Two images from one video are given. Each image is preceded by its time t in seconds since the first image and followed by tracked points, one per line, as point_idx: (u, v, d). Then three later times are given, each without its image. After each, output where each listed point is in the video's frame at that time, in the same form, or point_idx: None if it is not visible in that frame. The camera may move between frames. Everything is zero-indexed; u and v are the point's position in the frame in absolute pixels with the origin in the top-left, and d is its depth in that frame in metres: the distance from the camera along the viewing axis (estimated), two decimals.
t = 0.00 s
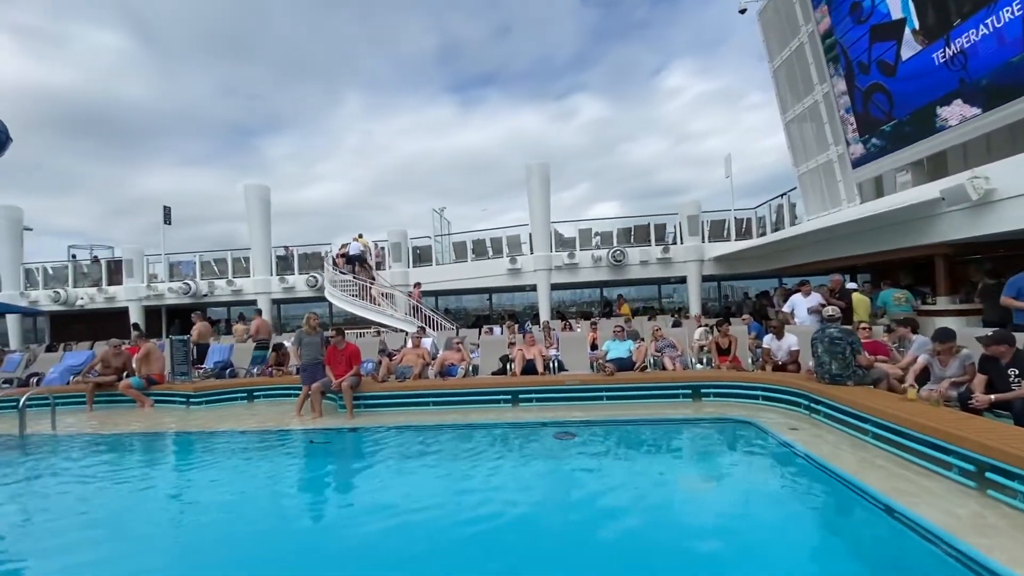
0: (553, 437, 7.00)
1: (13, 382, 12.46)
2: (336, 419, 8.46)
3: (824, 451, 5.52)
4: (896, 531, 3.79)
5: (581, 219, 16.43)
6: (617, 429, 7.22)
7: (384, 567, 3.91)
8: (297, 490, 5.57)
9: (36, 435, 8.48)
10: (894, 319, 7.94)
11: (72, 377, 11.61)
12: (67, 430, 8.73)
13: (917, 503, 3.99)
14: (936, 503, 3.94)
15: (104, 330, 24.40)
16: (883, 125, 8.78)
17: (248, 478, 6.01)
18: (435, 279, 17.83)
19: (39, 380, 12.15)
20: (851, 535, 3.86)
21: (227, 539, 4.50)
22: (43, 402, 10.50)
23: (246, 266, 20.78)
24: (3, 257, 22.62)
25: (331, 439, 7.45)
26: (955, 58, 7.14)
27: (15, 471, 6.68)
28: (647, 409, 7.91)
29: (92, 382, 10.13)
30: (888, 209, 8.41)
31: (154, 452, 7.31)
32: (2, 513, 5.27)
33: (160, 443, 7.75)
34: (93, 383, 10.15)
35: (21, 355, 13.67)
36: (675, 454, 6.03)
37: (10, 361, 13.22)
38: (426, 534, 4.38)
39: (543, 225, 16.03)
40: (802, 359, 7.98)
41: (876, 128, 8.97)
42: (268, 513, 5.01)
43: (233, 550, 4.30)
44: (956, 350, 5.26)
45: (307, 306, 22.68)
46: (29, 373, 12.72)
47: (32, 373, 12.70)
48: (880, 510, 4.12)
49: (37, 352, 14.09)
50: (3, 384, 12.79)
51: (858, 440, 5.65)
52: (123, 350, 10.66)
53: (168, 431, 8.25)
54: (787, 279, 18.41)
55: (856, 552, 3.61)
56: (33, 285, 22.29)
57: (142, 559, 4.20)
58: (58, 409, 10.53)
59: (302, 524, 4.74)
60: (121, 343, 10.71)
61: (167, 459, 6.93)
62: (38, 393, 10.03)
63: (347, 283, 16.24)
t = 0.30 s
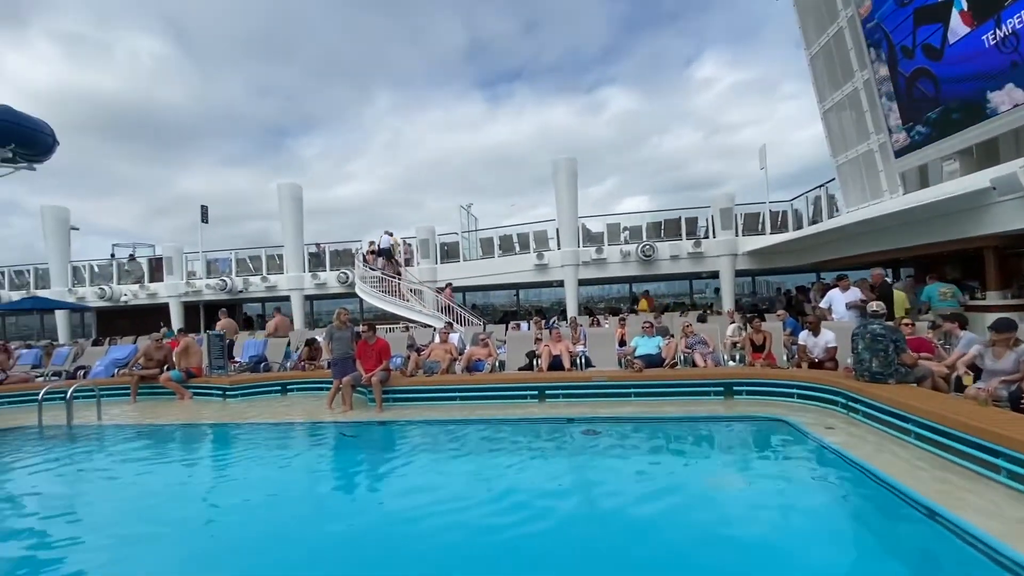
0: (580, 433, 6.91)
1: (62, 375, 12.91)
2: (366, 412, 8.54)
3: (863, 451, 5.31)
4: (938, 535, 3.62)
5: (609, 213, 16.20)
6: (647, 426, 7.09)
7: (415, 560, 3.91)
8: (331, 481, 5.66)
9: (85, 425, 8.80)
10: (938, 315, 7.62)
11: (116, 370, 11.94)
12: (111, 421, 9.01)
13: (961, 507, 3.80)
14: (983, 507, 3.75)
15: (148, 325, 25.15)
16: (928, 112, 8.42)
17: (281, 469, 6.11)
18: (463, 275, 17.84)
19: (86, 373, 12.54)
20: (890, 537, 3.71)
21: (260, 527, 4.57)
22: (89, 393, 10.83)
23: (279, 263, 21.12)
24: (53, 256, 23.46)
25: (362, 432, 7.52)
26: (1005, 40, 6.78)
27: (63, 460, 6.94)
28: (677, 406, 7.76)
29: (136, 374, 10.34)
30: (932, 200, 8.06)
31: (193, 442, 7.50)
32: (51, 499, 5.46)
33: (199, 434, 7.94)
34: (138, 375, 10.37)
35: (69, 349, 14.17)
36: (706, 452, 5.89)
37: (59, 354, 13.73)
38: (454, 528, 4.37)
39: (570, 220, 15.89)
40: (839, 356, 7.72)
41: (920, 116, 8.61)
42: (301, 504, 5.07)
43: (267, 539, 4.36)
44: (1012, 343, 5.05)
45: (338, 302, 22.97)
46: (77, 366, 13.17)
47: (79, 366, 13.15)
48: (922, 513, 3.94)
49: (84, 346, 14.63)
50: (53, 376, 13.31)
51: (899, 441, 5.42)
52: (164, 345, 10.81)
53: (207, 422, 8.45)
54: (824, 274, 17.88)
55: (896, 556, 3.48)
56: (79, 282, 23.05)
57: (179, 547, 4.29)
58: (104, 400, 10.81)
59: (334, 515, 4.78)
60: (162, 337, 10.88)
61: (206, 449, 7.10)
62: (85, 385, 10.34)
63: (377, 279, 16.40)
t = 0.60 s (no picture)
0: (608, 433, 6.76)
1: (111, 368, 13.35)
2: (395, 407, 8.59)
3: (904, 455, 5.06)
4: (985, 546, 3.42)
5: (640, 209, 15.94)
6: (677, 426, 6.91)
7: (444, 556, 3.84)
8: (361, 474, 5.70)
9: (131, 417, 9.09)
10: (989, 314, 7.24)
11: (161, 364, 12.27)
12: (155, 413, 9.28)
13: (1011, 517, 3.57)
14: None
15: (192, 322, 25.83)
16: (980, 99, 8.01)
17: (313, 462, 6.15)
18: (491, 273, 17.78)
19: (132, 367, 12.93)
20: (932, 546, 3.53)
21: (291, 518, 4.62)
22: (135, 387, 11.15)
23: (314, 261, 21.42)
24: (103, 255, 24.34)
25: (392, 427, 7.54)
26: None
27: (108, 450, 7.16)
28: (709, 406, 7.55)
29: (179, 369, 10.70)
30: (982, 192, 7.67)
31: (231, 435, 7.65)
32: (94, 488, 5.62)
33: (236, 427, 8.10)
34: (181, 369, 10.74)
35: (118, 345, 14.68)
36: (739, 453, 5.72)
37: (108, 349, 14.24)
38: (483, 525, 4.29)
39: (599, 217, 15.68)
40: (881, 356, 7.39)
41: (971, 103, 8.20)
42: (331, 497, 5.08)
43: (296, 531, 4.37)
44: None
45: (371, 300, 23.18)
46: (124, 360, 13.61)
47: (127, 360, 13.59)
48: (967, 521, 3.73)
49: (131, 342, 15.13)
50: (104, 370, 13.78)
51: (944, 445, 5.14)
52: (205, 340, 11.21)
53: (244, 415, 8.60)
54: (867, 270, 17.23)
55: (939, 566, 3.30)
56: (126, 280, 23.80)
57: (213, 535, 4.37)
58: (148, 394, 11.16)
59: (363, 509, 4.77)
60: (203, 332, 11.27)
61: (242, 442, 7.23)
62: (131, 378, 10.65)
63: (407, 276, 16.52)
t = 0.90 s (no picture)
0: (639, 434, 6.62)
1: (157, 364, 13.77)
2: (425, 405, 8.60)
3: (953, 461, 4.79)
4: None
5: (672, 206, 15.66)
6: (710, 428, 6.72)
7: (475, 556, 3.81)
8: (393, 470, 5.73)
9: (174, 410, 9.34)
10: None
11: (203, 360, 12.58)
12: (197, 406, 9.52)
13: None
14: None
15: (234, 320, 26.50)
16: None
17: (347, 458, 6.20)
18: (521, 272, 17.71)
19: (177, 362, 13.29)
20: (982, 559, 3.33)
21: (326, 511, 4.68)
22: (179, 381, 11.44)
23: (347, 261, 21.69)
24: (150, 256, 25.17)
25: (422, 424, 7.54)
26: None
27: (151, 442, 7.36)
28: (744, 408, 7.32)
29: (220, 364, 10.98)
30: None
31: (268, 428, 7.78)
32: (137, 479, 5.79)
33: (272, 421, 8.23)
34: (221, 365, 11.04)
35: (165, 340, 15.13)
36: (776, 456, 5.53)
37: (155, 345, 14.67)
38: (514, 524, 4.25)
39: (630, 214, 15.44)
40: (928, 358, 7.06)
41: None
42: (363, 493, 5.10)
43: (329, 527, 4.39)
44: None
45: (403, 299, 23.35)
46: (170, 356, 14.02)
47: (172, 356, 14.00)
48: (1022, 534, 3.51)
49: (176, 338, 15.57)
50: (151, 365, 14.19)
51: (997, 452, 4.85)
52: (244, 337, 11.50)
53: (282, 410, 8.74)
54: (914, 268, 16.56)
55: None
56: (171, 279, 24.55)
57: (250, 525, 4.47)
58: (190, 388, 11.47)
59: (394, 506, 4.77)
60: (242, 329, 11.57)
61: (279, 436, 7.34)
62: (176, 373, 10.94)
63: (437, 275, 16.63)
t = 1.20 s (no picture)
0: (671, 436, 6.45)
1: (200, 360, 14.12)
2: (454, 403, 8.57)
3: (1007, 471, 4.50)
4: None
5: (706, 204, 15.33)
6: (745, 431, 6.51)
7: (508, 556, 3.75)
8: (423, 467, 5.71)
9: (215, 405, 9.55)
10: None
11: (243, 357, 12.86)
12: (237, 401, 9.72)
13: None
14: None
15: (272, 319, 27.09)
16: None
17: (381, 453, 6.22)
18: (551, 272, 17.59)
19: (219, 359, 13.62)
20: None
21: (357, 507, 4.69)
22: (221, 377, 11.70)
23: (379, 261, 21.89)
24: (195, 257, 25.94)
25: (452, 422, 7.52)
26: None
27: (193, 436, 7.53)
28: (781, 411, 7.07)
29: (258, 361, 11.21)
30: None
31: (302, 424, 7.86)
32: (177, 471, 5.93)
33: (308, 417, 8.32)
34: (259, 362, 11.27)
35: (209, 337, 15.52)
36: (815, 462, 5.31)
37: (199, 342, 15.05)
38: (545, 525, 4.18)
39: (663, 212, 15.17)
40: (981, 362, 6.69)
41: None
42: (397, 489, 5.10)
43: (361, 522, 4.39)
44: None
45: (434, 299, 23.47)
46: (212, 352, 14.36)
47: (214, 353, 14.36)
48: None
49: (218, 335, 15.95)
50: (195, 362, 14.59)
51: None
52: (281, 335, 11.71)
53: (317, 406, 8.83)
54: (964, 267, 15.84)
55: None
56: (213, 279, 25.20)
57: (282, 519, 4.50)
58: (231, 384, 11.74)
59: (427, 503, 4.76)
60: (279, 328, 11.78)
61: (315, 431, 7.44)
62: (217, 369, 11.19)
63: (467, 275, 16.67)
